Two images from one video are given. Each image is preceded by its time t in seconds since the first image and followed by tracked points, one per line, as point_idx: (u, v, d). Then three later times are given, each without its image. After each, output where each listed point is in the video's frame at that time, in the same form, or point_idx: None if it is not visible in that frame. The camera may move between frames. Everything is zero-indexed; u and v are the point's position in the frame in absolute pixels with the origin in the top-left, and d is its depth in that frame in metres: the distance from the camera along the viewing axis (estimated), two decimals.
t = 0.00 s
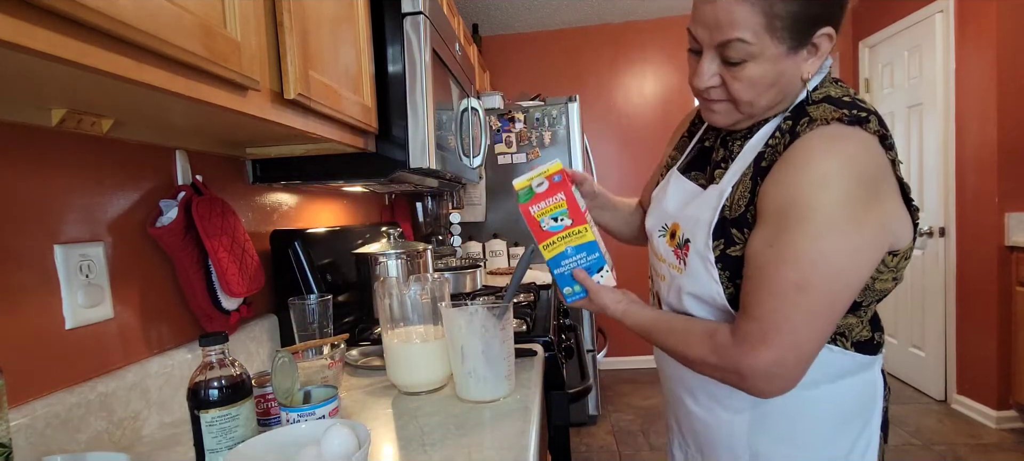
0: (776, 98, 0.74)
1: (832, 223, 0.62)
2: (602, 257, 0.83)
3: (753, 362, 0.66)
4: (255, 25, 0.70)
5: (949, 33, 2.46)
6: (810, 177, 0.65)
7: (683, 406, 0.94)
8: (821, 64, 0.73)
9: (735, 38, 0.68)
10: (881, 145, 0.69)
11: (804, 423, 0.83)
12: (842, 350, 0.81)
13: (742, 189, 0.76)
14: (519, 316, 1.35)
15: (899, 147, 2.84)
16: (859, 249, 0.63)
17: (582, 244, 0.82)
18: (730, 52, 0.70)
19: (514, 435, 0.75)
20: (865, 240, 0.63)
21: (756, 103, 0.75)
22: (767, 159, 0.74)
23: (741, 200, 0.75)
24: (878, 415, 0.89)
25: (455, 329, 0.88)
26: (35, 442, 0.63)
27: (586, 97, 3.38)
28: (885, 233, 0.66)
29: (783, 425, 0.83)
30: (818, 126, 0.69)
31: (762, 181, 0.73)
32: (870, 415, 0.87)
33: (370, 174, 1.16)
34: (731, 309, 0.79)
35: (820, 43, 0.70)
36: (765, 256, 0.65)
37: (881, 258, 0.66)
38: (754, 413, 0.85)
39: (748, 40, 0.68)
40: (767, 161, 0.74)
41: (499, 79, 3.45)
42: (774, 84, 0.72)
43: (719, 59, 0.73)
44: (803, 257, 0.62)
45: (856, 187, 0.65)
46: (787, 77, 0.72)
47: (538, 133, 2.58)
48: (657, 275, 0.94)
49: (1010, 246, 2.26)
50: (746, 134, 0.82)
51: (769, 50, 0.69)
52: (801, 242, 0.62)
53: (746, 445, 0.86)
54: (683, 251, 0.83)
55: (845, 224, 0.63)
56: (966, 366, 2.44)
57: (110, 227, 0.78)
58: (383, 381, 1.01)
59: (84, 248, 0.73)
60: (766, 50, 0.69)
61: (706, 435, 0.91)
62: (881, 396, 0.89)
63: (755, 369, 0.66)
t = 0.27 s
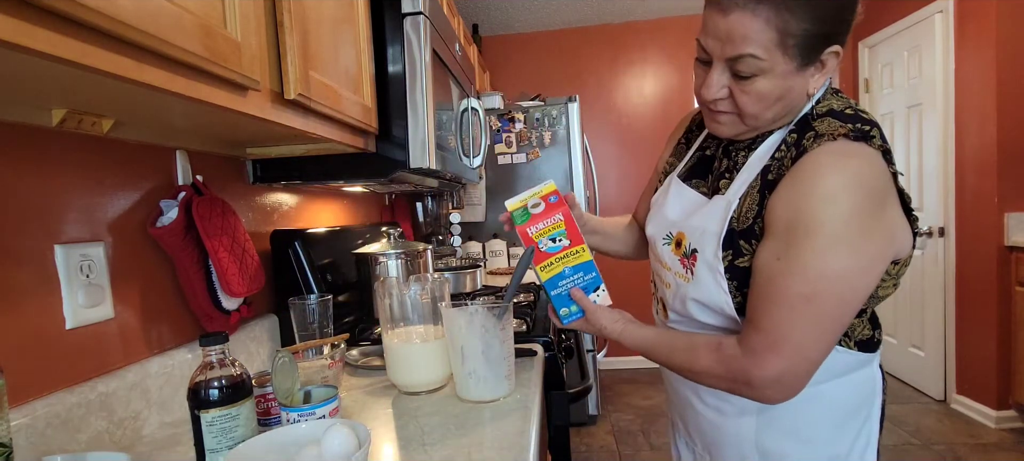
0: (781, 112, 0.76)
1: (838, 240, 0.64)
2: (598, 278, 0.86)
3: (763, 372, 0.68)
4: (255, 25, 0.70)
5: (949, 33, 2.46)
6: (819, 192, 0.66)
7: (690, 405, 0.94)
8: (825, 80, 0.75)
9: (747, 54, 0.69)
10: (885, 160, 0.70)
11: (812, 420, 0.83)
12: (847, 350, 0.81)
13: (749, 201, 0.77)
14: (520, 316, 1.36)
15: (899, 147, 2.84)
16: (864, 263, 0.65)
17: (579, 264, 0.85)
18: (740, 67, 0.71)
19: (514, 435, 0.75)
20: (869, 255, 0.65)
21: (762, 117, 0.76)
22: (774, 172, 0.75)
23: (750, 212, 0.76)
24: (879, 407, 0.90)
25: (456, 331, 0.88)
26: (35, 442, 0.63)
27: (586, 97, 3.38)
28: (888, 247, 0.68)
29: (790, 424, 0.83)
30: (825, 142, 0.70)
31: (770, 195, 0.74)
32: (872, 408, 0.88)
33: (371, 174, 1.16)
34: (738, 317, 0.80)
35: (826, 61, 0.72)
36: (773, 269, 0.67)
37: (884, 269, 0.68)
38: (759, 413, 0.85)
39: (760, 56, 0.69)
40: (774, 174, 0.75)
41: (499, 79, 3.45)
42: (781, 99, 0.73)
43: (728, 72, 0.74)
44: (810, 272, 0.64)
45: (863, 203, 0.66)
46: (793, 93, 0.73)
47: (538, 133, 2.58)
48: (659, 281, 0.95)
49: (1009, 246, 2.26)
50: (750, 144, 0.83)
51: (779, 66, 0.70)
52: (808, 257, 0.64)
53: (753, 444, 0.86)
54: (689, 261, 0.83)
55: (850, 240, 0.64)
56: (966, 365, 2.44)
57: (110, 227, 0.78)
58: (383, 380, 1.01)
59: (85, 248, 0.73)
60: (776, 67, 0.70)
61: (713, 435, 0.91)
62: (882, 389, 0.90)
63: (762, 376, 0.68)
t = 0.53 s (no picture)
0: (781, 116, 0.76)
1: (840, 244, 0.64)
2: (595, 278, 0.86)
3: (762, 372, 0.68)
4: (255, 25, 0.70)
5: (948, 33, 2.46)
6: (822, 196, 0.66)
7: (691, 406, 0.94)
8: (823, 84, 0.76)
9: (750, 59, 0.69)
10: (885, 164, 0.70)
11: (813, 420, 0.83)
12: (847, 349, 0.81)
13: (750, 204, 0.77)
14: (519, 316, 1.36)
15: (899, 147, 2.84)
16: (865, 265, 0.65)
17: (578, 262, 0.85)
18: (742, 71, 0.71)
19: (514, 435, 0.75)
20: (871, 259, 0.66)
21: (763, 121, 0.76)
22: (775, 176, 0.75)
23: (751, 215, 0.76)
24: (879, 406, 0.90)
25: (456, 331, 0.88)
26: (35, 442, 0.63)
27: (586, 97, 3.38)
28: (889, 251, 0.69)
29: (792, 424, 0.84)
30: (827, 146, 0.70)
31: (772, 198, 0.74)
32: (872, 406, 0.88)
33: (370, 174, 1.16)
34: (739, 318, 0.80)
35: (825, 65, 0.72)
36: (775, 272, 0.67)
37: (885, 272, 0.69)
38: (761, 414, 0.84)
39: (763, 61, 0.69)
40: (775, 177, 0.75)
41: (499, 79, 3.45)
42: (782, 104, 0.74)
43: (730, 77, 0.74)
44: (815, 275, 0.64)
45: (865, 208, 0.66)
46: (793, 97, 0.74)
47: (538, 133, 2.58)
48: (659, 284, 0.95)
49: (1009, 245, 2.26)
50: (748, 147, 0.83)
51: (781, 71, 0.70)
52: (811, 260, 0.64)
53: (755, 444, 0.86)
54: (691, 264, 0.83)
55: (852, 244, 0.65)
56: (966, 365, 2.44)
57: (110, 227, 0.78)
58: (382, 381, 1.01)
59: (84, 247, 0.73)
60: (778, 71, 0.70)
61: (714, 436, 0.90)
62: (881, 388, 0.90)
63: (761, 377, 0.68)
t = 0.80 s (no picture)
0: (776, 114, 0.76)
1: (836, 241, 0.65)
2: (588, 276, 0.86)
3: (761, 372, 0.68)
4: (255, 25, 0.70)
5: (949, 33, 2.46)
6: (818, 193, 0.66)
7: (691, 406, 0.94)
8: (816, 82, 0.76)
9: (742, 57, 0.70)
10: (882, 161, 0.70)
11: (812, 418, 0.83)
12: (846, 348, 0.81)
13: (748, 203, 0.77)
14: (519, 316, 1.36)
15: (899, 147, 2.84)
16: (862, 262, 0.66)
17: (570, 261, 0.85)
18: (736, 70, 0.71)
19: (514, 435, 0.75)
20: (867, 256, 0.66)
21: (757, 119, 0.76)
22: (772, 174, 0.75)
23: (749, 214, 0.76)
24: (879, 405, 0.90)
25: (456, 331, 0.88)
26: (35, 442, 0.63)
27: (586, 97, 3.38)
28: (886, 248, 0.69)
29: (791, 423, 0.84)
30: (823, 143, 0.70)
31: (769, 197, 0.74)
32: (871, 405, 0.88)
33: (370, 174, 1.16)
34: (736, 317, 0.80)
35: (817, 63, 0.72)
36: (772, 270, 0.67)
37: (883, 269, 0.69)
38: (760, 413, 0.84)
39: (755, 59, 0.69)
40: (772, 176, 0.75)
41: (499, 79, 3.45)
42: (776, 101, 0.74)
43: (723, 76, 0.74)
44: (812, 273, 0.64)
45: (862, 205, 0.66)
46: (787, 94, 0.74)
47: (539, 133, 2.58)
48: (657, 282, 0.95)
49: (1009, 246, 2.26)
50: (745, 147, 0.83)
51: (774, 68, 0.70)
52: (807, 258, 0.65)
53: (755, 443, 0.86)
54: (689, 264, 0.83)
55: (849, 241, 0.65)
56: (966, 365, 2.44)
57: (110, 227, 0.78)
58: (382, 381, 1.01)
59: (84, 247, 0.73)
60: (771, 69, 0.70)
61: (714, 435, 0.90)
62: (881, 387, 0.90)
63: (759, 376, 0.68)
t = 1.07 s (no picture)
0: (768, 111, 0.76)
1: (832, 237, 0.65)
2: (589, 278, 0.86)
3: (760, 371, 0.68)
4: (255, 24, 0.70)
5: (949, 33, 2.46)
6: (812, 189, 0.66)
7: (689, 407, 0.94)
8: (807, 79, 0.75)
9: (732, 54, 0.70)
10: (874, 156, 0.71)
11: (810, 418, 0.83)
12: (843, 347, 0.81)
13: (743, 200, 0.77)
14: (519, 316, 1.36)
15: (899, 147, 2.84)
16: (859, 258, 0.66)
17: (572, 263, 0.84)
18: (726, 67, 0.71)
19: (514, 435, 0.75)
20: (864, 251, 0.66)
21: (750, 117, 0.76)
22: (766, 172, 0.75)
23: (744, 212, 0.76)
24: (878, 404, 0.90)
25: (456, 330, 0.88)
26: (35, 442, 0.63)
27: (586, 97, 3.38)
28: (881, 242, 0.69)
29: (789, 423, 0.84)
30: (815, 139, 0.70)
31: (763, 195, 0.73)
32: (870, 404, 0.88)
33: (370, 174, 1.16)
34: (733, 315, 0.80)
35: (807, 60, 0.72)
36: (769, 267, 0.67)
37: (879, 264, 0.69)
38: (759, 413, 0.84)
39: (745, 56, 0.69)
40: (766, 173, 0.75)
41: (499, 79, 3.45)
42: (767, 98, 0.74)
43: (713, 74, 0.74)
44: (808, 269, 0.65)
45: (856, 199, 0.66)
46: (778, 92, 0.74)
47: (538, 133, 2.58)
48: (654, 280, 0.95)
49: (1010, 246, 2.26)
50: (740, 145, 0.83)
51: (764, 65, 0.70)
52: (803, 254, 0.65)
53: (754, 443, 0.86)
54: (686, 262, 0.83)
55: (844, 236, 0.65)
56: (966, 365, 2.44)
57: (110, 227, 0.78)
58: (383, 381, 1.01)
59: (84, 247, 0.73)
60: (761, 66, 0.70)
61: (713, 436, 0.90)
62: (880, 386, 0.90)
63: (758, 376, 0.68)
